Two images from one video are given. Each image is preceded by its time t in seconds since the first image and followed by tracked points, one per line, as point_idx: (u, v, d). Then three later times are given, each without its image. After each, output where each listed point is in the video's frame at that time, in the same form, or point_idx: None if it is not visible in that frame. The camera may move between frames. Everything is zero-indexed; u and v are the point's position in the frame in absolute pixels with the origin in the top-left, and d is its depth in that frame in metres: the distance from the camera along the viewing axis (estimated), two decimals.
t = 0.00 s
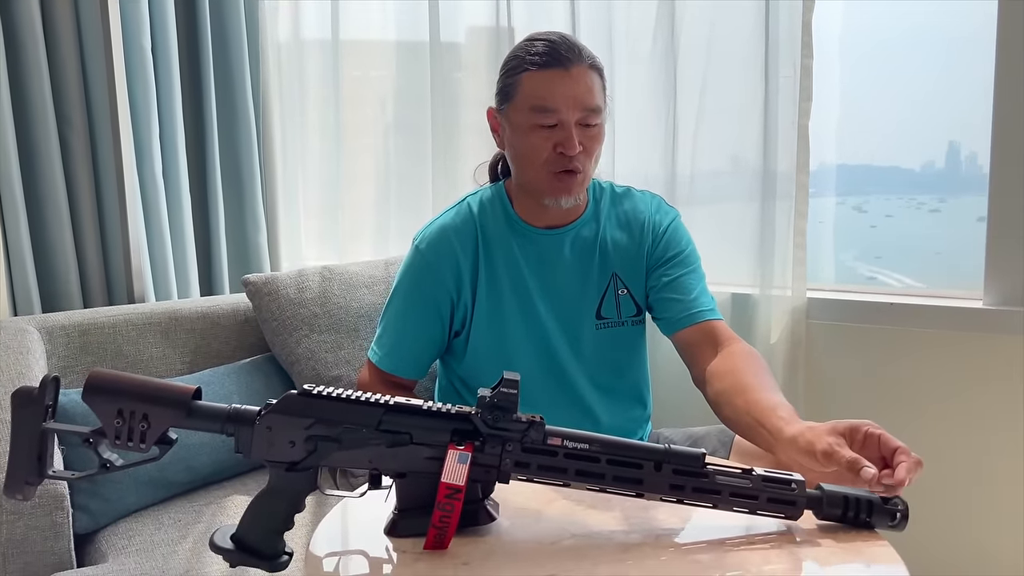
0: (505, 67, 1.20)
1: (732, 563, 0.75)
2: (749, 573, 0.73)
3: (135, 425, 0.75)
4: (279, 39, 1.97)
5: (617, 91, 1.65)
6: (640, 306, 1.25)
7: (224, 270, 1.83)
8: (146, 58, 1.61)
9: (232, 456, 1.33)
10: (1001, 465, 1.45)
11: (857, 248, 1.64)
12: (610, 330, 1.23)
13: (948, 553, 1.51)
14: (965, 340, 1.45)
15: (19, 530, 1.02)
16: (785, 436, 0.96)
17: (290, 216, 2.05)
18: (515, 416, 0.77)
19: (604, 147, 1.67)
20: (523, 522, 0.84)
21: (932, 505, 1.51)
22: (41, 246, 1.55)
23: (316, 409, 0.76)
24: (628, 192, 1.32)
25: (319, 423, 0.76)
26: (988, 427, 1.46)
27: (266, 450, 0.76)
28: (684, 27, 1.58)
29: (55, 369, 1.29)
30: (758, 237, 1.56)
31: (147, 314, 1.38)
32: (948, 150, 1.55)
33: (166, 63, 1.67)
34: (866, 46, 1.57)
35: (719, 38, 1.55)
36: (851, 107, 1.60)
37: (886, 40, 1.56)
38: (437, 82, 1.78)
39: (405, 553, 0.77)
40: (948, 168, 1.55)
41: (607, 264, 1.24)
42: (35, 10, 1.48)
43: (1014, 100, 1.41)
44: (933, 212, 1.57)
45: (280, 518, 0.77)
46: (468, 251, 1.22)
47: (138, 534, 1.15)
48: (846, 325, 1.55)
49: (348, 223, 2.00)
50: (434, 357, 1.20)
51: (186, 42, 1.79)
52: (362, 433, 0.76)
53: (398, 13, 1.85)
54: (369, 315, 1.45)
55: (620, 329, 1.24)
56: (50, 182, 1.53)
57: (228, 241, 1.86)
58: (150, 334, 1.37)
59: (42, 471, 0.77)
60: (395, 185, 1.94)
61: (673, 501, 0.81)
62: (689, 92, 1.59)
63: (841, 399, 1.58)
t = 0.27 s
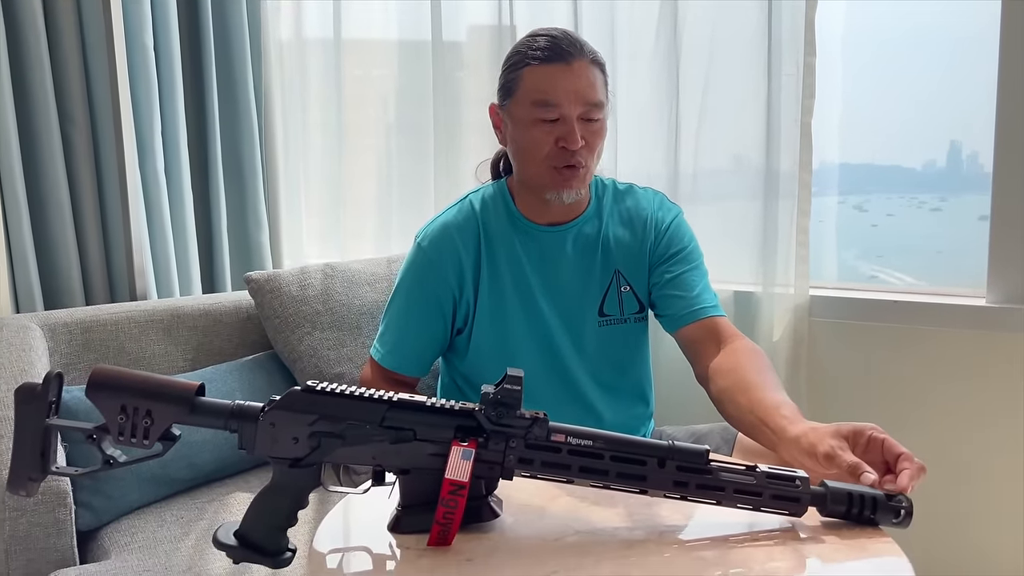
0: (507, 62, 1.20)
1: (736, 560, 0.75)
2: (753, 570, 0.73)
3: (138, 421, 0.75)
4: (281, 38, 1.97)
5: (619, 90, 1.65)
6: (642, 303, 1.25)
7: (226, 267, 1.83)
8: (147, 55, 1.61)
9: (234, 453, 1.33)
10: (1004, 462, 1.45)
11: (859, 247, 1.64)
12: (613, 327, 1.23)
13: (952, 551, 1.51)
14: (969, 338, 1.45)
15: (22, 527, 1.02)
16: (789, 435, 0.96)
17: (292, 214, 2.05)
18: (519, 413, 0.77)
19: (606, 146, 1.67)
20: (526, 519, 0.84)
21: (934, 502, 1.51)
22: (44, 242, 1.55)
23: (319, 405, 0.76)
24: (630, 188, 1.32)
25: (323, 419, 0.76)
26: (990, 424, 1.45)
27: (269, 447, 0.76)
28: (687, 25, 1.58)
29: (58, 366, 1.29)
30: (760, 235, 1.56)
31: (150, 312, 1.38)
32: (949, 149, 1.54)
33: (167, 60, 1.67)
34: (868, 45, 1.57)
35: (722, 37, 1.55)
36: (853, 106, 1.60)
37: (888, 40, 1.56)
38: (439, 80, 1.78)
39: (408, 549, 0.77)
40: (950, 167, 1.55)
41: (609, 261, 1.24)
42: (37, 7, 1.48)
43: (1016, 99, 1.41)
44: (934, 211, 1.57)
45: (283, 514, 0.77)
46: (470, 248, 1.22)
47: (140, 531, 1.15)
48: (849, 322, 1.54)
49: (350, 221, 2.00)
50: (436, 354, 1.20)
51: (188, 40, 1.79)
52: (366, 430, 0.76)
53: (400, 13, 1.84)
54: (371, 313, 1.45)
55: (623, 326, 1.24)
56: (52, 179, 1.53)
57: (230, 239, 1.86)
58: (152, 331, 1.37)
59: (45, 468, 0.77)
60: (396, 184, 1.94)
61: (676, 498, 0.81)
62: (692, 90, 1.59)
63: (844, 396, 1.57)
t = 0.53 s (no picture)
0: (510, 60, 1.20)
1: (738, 556, 0.75)
2: (756, 567, 0.73)
3: (141, 417, 0.75)
4: (283, 37, 1.97)
5: (621, 89, 1.65)
6: (643, 300, 1.25)
7: (227, 265, 1.83)
8: (149, 53, 1.62)
9: (236, 450, 1.33)
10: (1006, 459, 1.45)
11: (860, 247, 1.64)
12: (614, 324, 1.23)
13: (956, 549, 1.51)
14: (969, 335, 1.45)
15: (25, 524, 1.02)
16: (790, 431, 0.96)
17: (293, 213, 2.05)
18: (521, 409, 0.77)
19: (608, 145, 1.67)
20: (529, 515, 0.84)
21: (935, 498, 1.51)
22: (46, 240, 1.55)
23: (322, 401, 0.76)
24: (631, 185, 1.32)
25: (325, 416, 0.76)
26: (991, 421, 1.45)
27: (272, 443, 0.76)
28: (689, 23, 1.58)
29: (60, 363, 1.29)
30: (761, 234, 1.56)
31: (152, 309, 1.38)
32: (950, 148, 1.54)
33: (169, 59, 1.67)
34: (870, 44, 1.57)
35: (724, 36, 1.55)
36: (855, 105, 1.60)
37: (890, 40, 1.56)
38: (441, 79, 1.78)
39: (410, 545, 0.77)
40: (951, 166, 1.55)
41: (610, 258, 1.24)
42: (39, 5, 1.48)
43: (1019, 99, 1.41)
44: (935, 210, 1.57)
45: (286, 510, 0.77)
46: (471, 246, 1.22)
47: (142, 528, 1.15)
48: (851, 320, 1.54)
49: (351, 220, 2.00)
50: (438, 351, 1.20)
51: (190, 39, 1.79)
52: (368, 426, 0.76)
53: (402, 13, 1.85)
54: (373, 311, 1.45)
55: (624, 323, 1.24)
56: (54, 177, 1.53)
57: (231, 237, 1.87)
58: (154, 329, 1.37)
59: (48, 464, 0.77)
60: (398, 183, 1.94)
61: (678, 495, 0.81)
62: (694, 88, 1.59)
63: (846, 393, 1.57)
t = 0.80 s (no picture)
0: (513, 56, 1.20)
1: (741, 551, 0.75)
2: (758, 562, 0.73)
3: (144, 411, 0.75)
4: (285, 36, 1.97)
5: (624, 88, 1.65)
6: (645, 298, 1.25)
7: (230, 263, 1.83)
8: (152, 52, 1.62)
9: (238, 447, 1.33)
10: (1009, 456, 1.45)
11: (862, 246, 1.64)
12: (616, 321, 1.23)
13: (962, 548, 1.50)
14: (970, 333, 1.45)
15: (28, 519, 1.02)
16: (786, 420, 0.95)
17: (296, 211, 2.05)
18: (524, 404, 0.78)
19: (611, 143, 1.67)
20: (531, 510, 0.84)
21: (939, 496, 1.51)
22: (49, 237, 1.56)
23: (325, 396, 0.76)
24: (634, 182, 1.31)
25: (329, 410, 0.76)
26: (994, 418, 1.45)
27: (275, 437, 0.76)
28: (691, 22, 1.57)
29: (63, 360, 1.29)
30: (764, 233, 1.56)
31: (154, 306, 1.39)
32: (953, 148, 1.54)
33: (172, 57, 1.68)
34: (873, 43, 1.57)
35: (726, 35, 1.55)
36: (858, 105, 1.59)
37: (893, 40, 1.55)
38: (443, 79, 1.78)
39: (413, 540, 0.77)
40: (953, 165, 1.55)
41: (613, 255, 1.24)
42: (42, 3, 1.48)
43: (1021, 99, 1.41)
44: (937, 210, 1.57)
45: (289, 505, 0.77)
46: (473, 242, 1.22)
47: (145, 523, 1.15)
48: (855, 317, 1.54)
49: (354, 219, 2.00)
50: (440, 348, 1.20)
51: (193, 37, 1.79)
52: (371, 420, 0.76)
53: (404, 13, 1.85)
54: (375, 308, 1.45)
55: (626, 321, 1.24)
56: (57, 174, 1.53)
57: (234, 235, 1.87)
58: (157, 325, 1.38)
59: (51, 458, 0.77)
60: (400, 183, 1.94)
61: (681, 490, 0.81)
62: (696, 87, 1.59)
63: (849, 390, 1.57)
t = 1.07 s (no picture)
0: (522, 52, 1.20)
1: (744, 546, 0.75)
2: (761, 557, 0.73)
3: (148, 406, 0.75)
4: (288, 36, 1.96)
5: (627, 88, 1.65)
6: (646, 302, 1.26)
7: (232, 261, 1.84)
8: (156, 50, 1.62)
9: (241, 443, 1.33)
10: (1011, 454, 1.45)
11: (864, 246, 1.64)
12: (619, 324, 1.24)
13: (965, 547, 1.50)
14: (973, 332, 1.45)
15: (32, 515, 1.02)
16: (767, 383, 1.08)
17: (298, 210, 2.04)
18: (527, 400, 0.78)
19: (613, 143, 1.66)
20: (534, 506, 0.84)
21: (942, 495, 1.51)
22: (52, 235, 1.56)
23: (328, 391, 0.76)
24: (637, 182, 1.31)
25: (332, 406, 0.76)
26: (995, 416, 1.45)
27: (279, 433, 0.77)
28: (694, 21, 1.57)
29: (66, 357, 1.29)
30: (767, 232, 1.56)
31: (157, 303, 1.39)
32: (955, 148, 1.54)
33: (175, 56, 1.68)
34: (877, 42, 1.56)
35: (729, 35, 1.55)
36: (861, 104, 1.59)
37: (895, 40, 1.55)
38: (446, 78, 1.79)
39: (416, 535, 0.77)
40: (956, 165, 1.55)
41: (616, 258, 1.25)
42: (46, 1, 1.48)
43: None
44: (939, 210, 1.57)
45: (292, 500, 0.78)
46: (476, 241, 1.21)
47: (148, 520, 1.15)
48: (856, 315, 1.54)
49: (356, 218, 2.00)
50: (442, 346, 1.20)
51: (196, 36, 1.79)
52: (374, 416, 0.76)
53: (407, 12, 1.85)
54: (377, 305, 1.45)
55: (627, 324, 1.24)
56: (60, 172, 1.53)
57: (236, 233, 1.87)
58: (160, 323, 1.38)
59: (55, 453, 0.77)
60: (403, 182, 1.94)
61: (683, 485, 0.81)
62: (699, 86, 1.59)
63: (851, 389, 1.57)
